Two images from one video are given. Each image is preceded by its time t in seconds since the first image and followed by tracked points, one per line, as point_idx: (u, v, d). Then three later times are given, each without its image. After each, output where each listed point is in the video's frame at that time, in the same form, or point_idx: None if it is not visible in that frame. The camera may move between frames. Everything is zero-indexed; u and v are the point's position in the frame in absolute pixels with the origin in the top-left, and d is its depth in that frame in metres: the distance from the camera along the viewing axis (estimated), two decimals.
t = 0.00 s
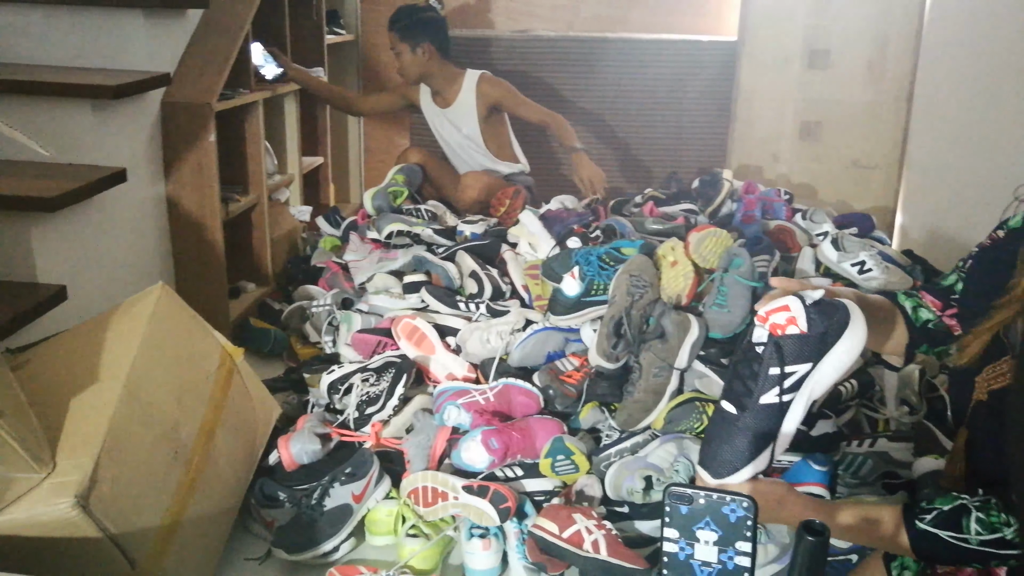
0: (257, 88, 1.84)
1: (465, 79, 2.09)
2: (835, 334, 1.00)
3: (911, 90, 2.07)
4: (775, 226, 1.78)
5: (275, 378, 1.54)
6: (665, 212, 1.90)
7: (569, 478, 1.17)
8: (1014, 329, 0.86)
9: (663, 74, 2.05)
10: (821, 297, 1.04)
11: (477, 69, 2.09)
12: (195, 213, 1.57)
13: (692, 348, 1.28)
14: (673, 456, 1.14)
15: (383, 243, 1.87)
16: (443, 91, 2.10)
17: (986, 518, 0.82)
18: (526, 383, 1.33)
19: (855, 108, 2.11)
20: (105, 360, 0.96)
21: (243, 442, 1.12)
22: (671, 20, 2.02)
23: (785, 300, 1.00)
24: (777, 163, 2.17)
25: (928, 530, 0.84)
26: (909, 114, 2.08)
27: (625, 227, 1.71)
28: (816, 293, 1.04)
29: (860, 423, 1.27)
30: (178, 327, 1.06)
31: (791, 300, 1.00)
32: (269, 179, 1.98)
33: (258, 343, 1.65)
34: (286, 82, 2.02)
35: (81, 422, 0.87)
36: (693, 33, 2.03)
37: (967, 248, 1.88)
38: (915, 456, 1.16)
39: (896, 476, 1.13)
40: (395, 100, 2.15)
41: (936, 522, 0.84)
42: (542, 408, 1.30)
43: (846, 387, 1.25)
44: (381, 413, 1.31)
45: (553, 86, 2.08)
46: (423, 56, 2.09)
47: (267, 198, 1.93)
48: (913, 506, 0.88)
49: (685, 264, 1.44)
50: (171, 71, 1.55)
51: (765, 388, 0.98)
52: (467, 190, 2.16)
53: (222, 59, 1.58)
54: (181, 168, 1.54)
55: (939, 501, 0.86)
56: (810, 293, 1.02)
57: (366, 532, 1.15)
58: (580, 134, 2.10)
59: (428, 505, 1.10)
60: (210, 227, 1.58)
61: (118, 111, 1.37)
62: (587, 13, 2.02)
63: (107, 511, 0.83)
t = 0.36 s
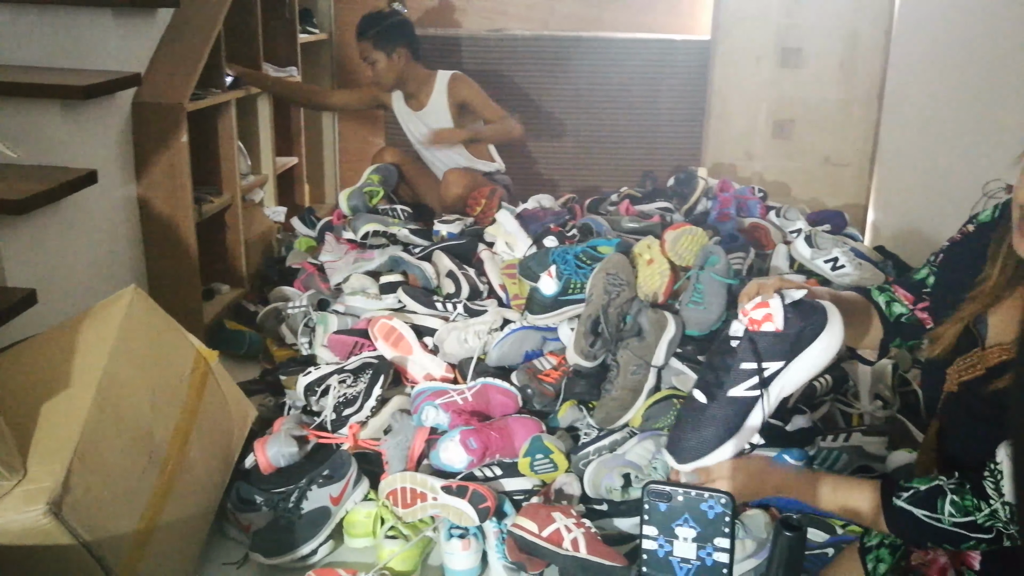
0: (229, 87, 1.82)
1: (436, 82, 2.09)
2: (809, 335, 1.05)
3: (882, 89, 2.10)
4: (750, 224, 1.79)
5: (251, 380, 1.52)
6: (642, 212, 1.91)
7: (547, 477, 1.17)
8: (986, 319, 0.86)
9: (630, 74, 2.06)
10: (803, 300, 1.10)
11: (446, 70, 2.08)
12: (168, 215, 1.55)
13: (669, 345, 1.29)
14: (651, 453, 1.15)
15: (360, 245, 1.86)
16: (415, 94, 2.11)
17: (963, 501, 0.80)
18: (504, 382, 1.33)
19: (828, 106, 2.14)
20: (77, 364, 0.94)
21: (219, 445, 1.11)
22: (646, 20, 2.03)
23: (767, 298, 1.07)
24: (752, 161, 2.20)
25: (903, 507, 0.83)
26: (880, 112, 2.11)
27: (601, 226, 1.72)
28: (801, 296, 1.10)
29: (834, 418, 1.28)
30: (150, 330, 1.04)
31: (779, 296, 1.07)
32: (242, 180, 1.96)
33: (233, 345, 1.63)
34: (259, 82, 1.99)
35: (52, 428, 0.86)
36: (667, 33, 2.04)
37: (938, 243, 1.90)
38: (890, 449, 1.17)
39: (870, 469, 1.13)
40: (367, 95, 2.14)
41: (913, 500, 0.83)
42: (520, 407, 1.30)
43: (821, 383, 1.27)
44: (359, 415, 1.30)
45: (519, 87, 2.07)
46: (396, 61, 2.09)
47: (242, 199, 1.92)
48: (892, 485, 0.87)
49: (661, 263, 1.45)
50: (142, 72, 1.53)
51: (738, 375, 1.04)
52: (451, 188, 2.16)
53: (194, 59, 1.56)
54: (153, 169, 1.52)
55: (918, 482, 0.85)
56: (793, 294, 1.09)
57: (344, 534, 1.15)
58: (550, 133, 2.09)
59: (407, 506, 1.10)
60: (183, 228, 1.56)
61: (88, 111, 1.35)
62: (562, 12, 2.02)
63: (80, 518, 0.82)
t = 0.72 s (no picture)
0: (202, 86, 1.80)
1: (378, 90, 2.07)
2: (736, 363, 0.91)
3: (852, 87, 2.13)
4: (725, 222, 1.80)
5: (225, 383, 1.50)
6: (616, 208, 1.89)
7: (527, 476, 1.17)
8: (956, 316, 0.88)
9: (569, 86, 2.27)
10: (763, 330, 0.92)
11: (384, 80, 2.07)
12: (138, 216, 1.52)
13: (646, 343, 1.28)
14: (629, 450, 1.14)
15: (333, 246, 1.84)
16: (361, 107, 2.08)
17: (957, 492, 0.77)
18: (483, 382, 1.32)
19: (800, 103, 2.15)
20: (47, 370, 0.93)
21: (193, 450, 1.09)
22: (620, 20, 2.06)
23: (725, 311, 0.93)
24: (724, 158, 2.24)
25: (900, 480, 0.81)
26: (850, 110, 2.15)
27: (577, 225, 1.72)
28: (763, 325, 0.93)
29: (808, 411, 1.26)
30: (122, 333, 1.02)
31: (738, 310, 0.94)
32: (215, 179, 1.94)
33: (207, 348, 1.61)
34: (232, 80, 1.98)
35: (22, 435, 0.85)
36: (637, 31, 2.25)
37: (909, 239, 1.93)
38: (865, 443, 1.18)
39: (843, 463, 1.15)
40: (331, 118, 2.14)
41: (912, 477, 0.80)
42: (498, 407, 1.30)
43: (795, 378, 1.24)
44: (336, 416, 1.29)
45: (462, 91, 2.27)
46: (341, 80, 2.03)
47: (215, 199, 1.90)
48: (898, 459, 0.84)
49: (637, 261, 1.45)
50: (112, 71, 1.51)
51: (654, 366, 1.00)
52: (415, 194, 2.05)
53: (165, 58, 1.53)
54: (122, 170, 1.49)
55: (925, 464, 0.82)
56: (752, 317, 0.93)
57: (322, 537, 1.13)
58: (497, 140, 2.30)
59: (385, 508, 1.09)
60: (154, 230, 1.53)
61: (54, 111, 1.32)
62: (535, 11, 2.26)
63: (52, 527, 0.81)
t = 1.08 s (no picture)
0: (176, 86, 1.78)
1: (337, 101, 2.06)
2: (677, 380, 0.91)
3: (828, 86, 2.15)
4: (703, 219, 1.80)
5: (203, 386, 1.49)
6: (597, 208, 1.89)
7: (508, 475, 1.17)
8: (929, 313, 0.88)
9: (539, 90, 2.27)
10: (710, 365, 0.89)
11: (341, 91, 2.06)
12: (113, 218, 1.50)
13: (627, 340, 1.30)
14: (610, 448, 1.15)
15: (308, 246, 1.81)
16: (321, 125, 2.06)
17: (917, 492, 0.80)
18: (464, 381, 1.31)
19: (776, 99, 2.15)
20: (21, 375, 0.92)
21: (173, 453, 1.08)
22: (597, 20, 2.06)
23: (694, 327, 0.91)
24: (702, 157, 2.26)
25: (863, 491, 0.84)
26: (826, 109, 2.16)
27: (557, 224, 1.71)
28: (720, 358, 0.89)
29: (785, 408, 1.28)
30: (98, 336, 1.00)
31: (705, 333, 0.90)
32: (191, 180, 1.92)
33: (183, 351, 1.58)
34: (207, 80, 1.95)
35: None
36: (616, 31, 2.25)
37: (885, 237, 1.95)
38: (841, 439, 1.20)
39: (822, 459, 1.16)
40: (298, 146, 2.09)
41: (872, 486, 0.83)
42: (479, 406, 1.30)
43: (775, 373, 1.24)
44: (316, 418, 1.28)
45: (430, 101, 2.26)
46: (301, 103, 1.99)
47: (190, 201, 1.88)
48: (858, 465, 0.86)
49: (616, 259, 1.44)
50: (84, 71, 1.48)
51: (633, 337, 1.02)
52: (399, 194, 2.03)
53: (139, 58, 1.51)
54: (95, 172, 1.47)
55: (883, 466, 0.84)
56: (712, 348, 0.89)
57: (303, 539, 1.13)
58: (475, 141, 2.30)
59: (366, 509, 1.08)
60: (130, 231, 1.51)
61: (25, 112, 1.29)
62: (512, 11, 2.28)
63: (27, 533, 0.82)
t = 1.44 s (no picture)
0: (150, 86, 1.76)
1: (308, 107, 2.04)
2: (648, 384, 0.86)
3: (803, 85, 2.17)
4: (681, 217, 1.80)
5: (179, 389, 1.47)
6: (576, 207, 1.89)
7: (489, 475, 1.17)
8: (895, 310, 0.88)
9: (513, 88, 2.27)
10: (683, 383, 0.83)
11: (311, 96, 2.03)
12: (87, 220, 1.48)
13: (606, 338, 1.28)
14: (590, 447, 1.15)
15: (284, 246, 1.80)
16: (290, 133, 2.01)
17: (889, 487, 0.83)
18: (444, 381, 1.31)
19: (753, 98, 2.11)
20: None
21: (149, 458, 1.06)
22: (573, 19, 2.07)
23: (679, 339, 0.83)
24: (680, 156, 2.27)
25: (834, 489, 0.86)
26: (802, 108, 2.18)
27: (535, 222, 1.71)
28: (687, 378, 0.83)
29: (764, 404, 1.28)
30: (71, 340, 0.98)
31: (681, 348, 0.82)
32: (166, 181, 1.90)
33: (161, 354, 1.57)
34: (182, 80, 1.93)
35: None
36: (592, 30, 2.26)
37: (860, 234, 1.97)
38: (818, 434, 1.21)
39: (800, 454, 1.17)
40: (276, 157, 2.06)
41: (844, 484, 0.86)
42: (460, 406, 1.29)
43: (753, 370, 1.27)
44: (295, 420, 1.27)
45: (403, 99, 2.25)
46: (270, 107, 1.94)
47: (165, 202, 1.85)
48: (829, 463, 0.89)
49: (595, 257, 1.43)
50: (56, 72, 1.45)
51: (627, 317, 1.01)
52: (381, 196, 2.03)
53: (111, 57, 1.49)
54: (68, 174, 1.45)
55: (855, 462, 0.86)
56: (681, 366, 0.83)
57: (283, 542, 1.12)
58: (456, 144, 2.30)
59: (347, 511, 1.08)
60: (104, 232, 1.49)
61: None
62: (488, 9, 2.27)
63: None
